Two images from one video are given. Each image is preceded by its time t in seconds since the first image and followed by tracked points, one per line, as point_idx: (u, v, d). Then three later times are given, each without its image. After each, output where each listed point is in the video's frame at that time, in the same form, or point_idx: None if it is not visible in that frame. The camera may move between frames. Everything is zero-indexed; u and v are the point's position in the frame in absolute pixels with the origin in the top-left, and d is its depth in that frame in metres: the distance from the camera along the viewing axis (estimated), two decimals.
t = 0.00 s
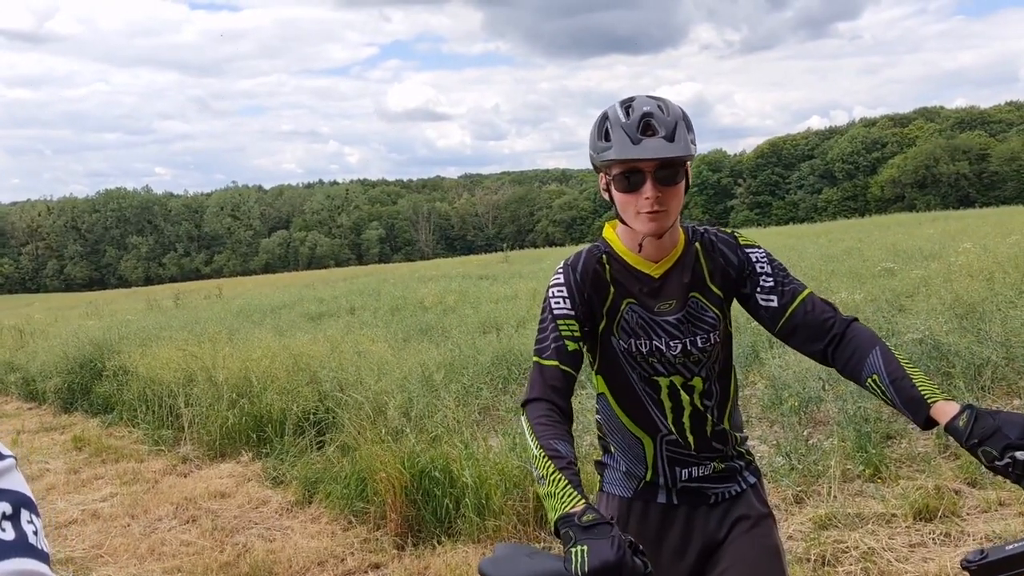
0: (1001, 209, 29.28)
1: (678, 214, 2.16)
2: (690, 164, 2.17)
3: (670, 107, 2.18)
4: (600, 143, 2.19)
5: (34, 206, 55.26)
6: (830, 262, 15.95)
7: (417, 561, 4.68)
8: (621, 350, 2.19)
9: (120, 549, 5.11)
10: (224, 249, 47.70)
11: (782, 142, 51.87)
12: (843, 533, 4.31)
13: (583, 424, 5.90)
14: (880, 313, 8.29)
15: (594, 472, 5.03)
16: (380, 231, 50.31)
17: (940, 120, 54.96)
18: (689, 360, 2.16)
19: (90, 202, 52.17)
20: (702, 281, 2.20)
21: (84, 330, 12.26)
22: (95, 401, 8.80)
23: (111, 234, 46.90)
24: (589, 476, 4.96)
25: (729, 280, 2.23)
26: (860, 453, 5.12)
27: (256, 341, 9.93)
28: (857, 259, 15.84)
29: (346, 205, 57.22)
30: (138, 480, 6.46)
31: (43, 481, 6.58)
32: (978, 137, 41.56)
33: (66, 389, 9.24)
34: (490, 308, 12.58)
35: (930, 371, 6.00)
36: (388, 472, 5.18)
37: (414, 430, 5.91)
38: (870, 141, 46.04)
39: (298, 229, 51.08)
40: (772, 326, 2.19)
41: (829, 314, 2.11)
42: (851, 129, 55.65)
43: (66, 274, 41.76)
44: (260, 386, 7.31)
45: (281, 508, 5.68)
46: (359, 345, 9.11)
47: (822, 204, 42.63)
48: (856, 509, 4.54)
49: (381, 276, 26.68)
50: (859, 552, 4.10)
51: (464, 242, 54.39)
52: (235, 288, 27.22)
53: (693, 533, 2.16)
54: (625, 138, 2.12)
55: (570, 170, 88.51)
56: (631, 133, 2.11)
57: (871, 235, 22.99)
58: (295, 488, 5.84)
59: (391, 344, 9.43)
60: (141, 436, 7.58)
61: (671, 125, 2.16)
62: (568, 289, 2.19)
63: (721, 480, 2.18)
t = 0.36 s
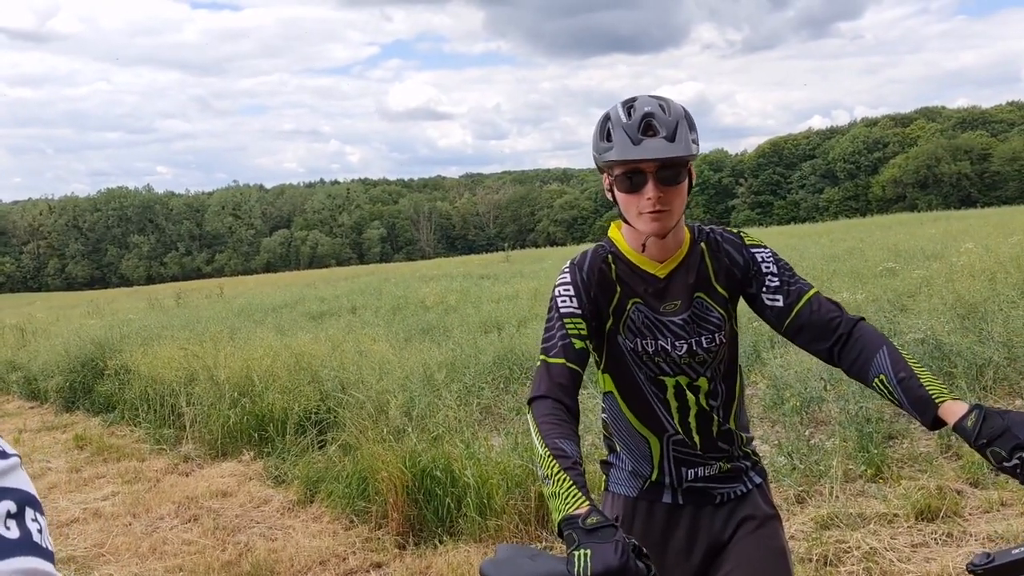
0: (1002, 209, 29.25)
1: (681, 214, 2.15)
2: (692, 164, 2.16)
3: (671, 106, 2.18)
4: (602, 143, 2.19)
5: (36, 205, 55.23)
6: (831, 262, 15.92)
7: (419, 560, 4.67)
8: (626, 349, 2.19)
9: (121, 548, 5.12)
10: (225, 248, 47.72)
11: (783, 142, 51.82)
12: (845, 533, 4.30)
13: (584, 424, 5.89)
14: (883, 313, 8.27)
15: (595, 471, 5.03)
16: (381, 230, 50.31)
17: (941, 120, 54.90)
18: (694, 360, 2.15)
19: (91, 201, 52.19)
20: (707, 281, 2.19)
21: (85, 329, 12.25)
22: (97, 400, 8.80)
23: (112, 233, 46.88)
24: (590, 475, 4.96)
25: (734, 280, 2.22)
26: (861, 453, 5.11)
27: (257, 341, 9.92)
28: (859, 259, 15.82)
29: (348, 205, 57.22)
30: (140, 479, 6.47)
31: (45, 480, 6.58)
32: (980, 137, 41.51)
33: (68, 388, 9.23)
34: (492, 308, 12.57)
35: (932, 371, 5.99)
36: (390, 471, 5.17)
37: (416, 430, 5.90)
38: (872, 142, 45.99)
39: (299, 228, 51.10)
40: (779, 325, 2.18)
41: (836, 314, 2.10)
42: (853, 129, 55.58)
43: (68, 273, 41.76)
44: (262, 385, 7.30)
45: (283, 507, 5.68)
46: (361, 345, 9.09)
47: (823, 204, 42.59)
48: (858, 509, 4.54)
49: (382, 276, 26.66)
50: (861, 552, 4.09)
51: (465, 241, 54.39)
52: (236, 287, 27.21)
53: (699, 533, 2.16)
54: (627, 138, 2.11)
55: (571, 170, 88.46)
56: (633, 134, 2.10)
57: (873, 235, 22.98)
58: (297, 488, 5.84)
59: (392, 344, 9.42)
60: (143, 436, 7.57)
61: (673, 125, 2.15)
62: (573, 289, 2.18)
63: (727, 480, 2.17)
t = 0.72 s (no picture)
0: (1005, 209, 29.19)
1: (688, 214, 2.14)
2: (699, 164, 2.15)
3: (678, 106, 2.17)
4: (608, 143, 2.18)
5: (39, 205, 55.33)
6: (834, 262, 15.88)
7: (422, 560, 4.66)
8: (631, 351, 2.17)
9: (125, 548, 5.12)
10: (228, 248, 47.77)
11: (786, 142, 51.74)
12: (849, 534, 4.28)
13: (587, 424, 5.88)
14: (886, 313, 8.25)
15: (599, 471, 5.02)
16: (383, 230, 50.34)
17: (944, 120, 54.80)
18: (700, 363, 2.14)
19: (95, 201, 52.28)
20: (712, 282, 2.18)
21: (89, 329, 12.27)
22: (100, 400, 8.80)
23: (115, 232, 46.95)
24: (594, 476, 4.94)
25: (740, 282, 2.21)
26: (865, 454, 5.09)
27: (260, 341, 9.91)
28: (862, 259, 15.80)
29: (350, 204, 57.24)
30: (143, 478, 6.47)
31: (48, 479, 6.58)
32: (983, 136, 41.40)
33: (71, 388, 9.24)
34: (494, 308, 12.56)
35: (936, 371, 5.97)
36: (393, 471, 5.17)
37: (419, 430, 5.89)
38: (875, 141, 45.90)
39: (302, 228, 51.15)
40: (784, 327, 2.17)
41: (843, 316, 2.08)
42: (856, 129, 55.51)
43: (71, 272, 41.80)
44: (266, 385, 7.30)
45: (285, 507, 5.67)
46: (364, 345, 9.08)
47: (826, 204, 42.52)
48: (862, 510, 4.52)
49: (385, 276, 26.67)
50: (865, 553, 4.08)
51: (468, 241, 54.39)
52: (239, 287, 27.22)
53: (702, 536, 2.15)
54: (633, 139, 2.10)
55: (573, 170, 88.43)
56: (639, 134, 2.10)
57: (876, 235, 22.94)
58: (300, 488, 5.83)
59: (395, 343, 9.42)
60: (146, 435, 7.57)
61: (680, 125, 2.14)
62: (578, 290, 2.17)
63: (731, 484, 2.16)
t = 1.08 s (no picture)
0: (1007, 209, 29.15)
1: (690, 216, 2.14)
2: (700, 165, 2.15)
3: (678, 109, 2.16)
4: (609, 146, 2.17)
5: (42, 206, 55.38)
6: (837, 262, 15.85)
7: (425, 560, 4.66)
8: (633, 352, 2.17)
9: (128, 548, 5.12)
10: (230, 249, 47.77)
11: (787, 142, 51.70)
12: (851, 534, 4.27)
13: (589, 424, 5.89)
14: (888, 313, 8.24)
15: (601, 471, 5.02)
16: (385, 231, 50.37)
17: (946, 121, 54.74)
18: (703, 364, 2.14)
19: (97, 202, 52.31)
20: (716, 283, 2.18)
21: (91, 329, 12.27)
22: (103, 400, 8.81)
23: (117, 233, 46.98)
24: (596, 476, 4.94)
25: (744, 282, 2.21)
26: (867, 455, 5.08)
27: (262, 341, 9.91)
28: (864, 259, 15.78)
29: (352, 205, 57.26)
30: (146, 478, 6.47)
31: (51, 479, 6.59)
32: (985, 136, 41.34)
33: (74, 388, 9.25)
34: (496, 308, 12.56)
35: (938, 371, 5.96)
36: (395, 471, 5.16)
37: (421, 430, 5.89)
38: (876, 142, 45.86)
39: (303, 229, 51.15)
40: (788, 328, 2.17)
41: (846, 317, 2.08)
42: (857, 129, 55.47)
43: (72, 273, 41.82)
44: (268, 386, 7.30)
45: (288, 507, 5.68)
46: (366, 345, 9.08)
47: (827, 204, 42.50)
48: (864, 510, 4.51)
49: (386, 276, 26.68)
50: (867, 553, 4.07)
51: (469, 241, 54.39)
52: (240, 288, 27.22)
53: (704, 537, 2.14)
54: (633, 142, 2.10)
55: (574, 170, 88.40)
56: (640, 137, 2.09)
57: (878, 236, 22.90)
58: (302, 488, 5.84)
59: (397, 343, 9.43)
60: (148, 436, 7.57)
61: (680, 127, 2.13)
62: (581, 292, 2.17)
63: (733, 485, 2.16)
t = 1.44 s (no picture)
0: (1007, 211, 29.16)
1: (698, 216, 2.15)
2: (708, 167, 2.16)
3: (687, 111, 2.17)
4: (618, 147, 2.18)
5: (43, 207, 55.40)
6: (836, 263, 15.85)
7: (428, 560, 4.67)
8: (640, 352, 2.18)
9: (131, 548, 5.13)
10: (230, 250, 47.78)
11: (787, 143, 51.71)
12: (852, 534, 4.27)
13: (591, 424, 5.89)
14: (888, 314, 8.25)
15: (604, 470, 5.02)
16: (385, 232, 50.43)
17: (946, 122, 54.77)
18: (709, 363, 2.15)
19: (98, 203, 52.31)
20: (722, 284, 2.19)
21: (92, 331, 12.29)
22: (105, 401, 8.83)
23: (117, 235, 46.97)
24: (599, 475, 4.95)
25: (750, 283, 2.22)
26: (868, 454, 5.08)
27: (263, 342, 9.94)
28: (865, 260, 15.80)
29: (352, 206, 57.33)
30: (149, 479, 6.49)
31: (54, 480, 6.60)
32: (985, 137, 41.37)
33: (76, 389, 9.27)
34: (497, 309, 12.57)
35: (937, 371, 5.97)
36: (398, 471, 5.17)
37: (424, 430, 5.91)
38: (876, 144, 45.86)
39: (304, 230, 51.17)
40: (793, 328, 2.17)
41: (850, 317, 2.09)
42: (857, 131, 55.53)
43: (73, 274, 41.83)
44: (270, 386, 7.32)
45: (291, 507, 5.69)
46: (368, 346, 9.10)
47: (827, 205, 42.52)
48: (865, 510, 4.51)
49: (387, 277, 26.72)
50: (868, 553, 4.07)
51: (470, 243, 54.41)
52: (240, 289, 27.23)
53: (709, 533, 2.15)
54: (642, 143, 2.11)
55: (574, 171, 88.47)
56: (648, 138, 2.10)
57: (877, 237, 22.91)
58: (305, 488, 5.84)
59: (398, 344, 9.45)
60: (151, 437, 7.59)
61: (688, 129, 2.14)
62: (589, 291, 2.17)
63: (738, 482, 2.16)
